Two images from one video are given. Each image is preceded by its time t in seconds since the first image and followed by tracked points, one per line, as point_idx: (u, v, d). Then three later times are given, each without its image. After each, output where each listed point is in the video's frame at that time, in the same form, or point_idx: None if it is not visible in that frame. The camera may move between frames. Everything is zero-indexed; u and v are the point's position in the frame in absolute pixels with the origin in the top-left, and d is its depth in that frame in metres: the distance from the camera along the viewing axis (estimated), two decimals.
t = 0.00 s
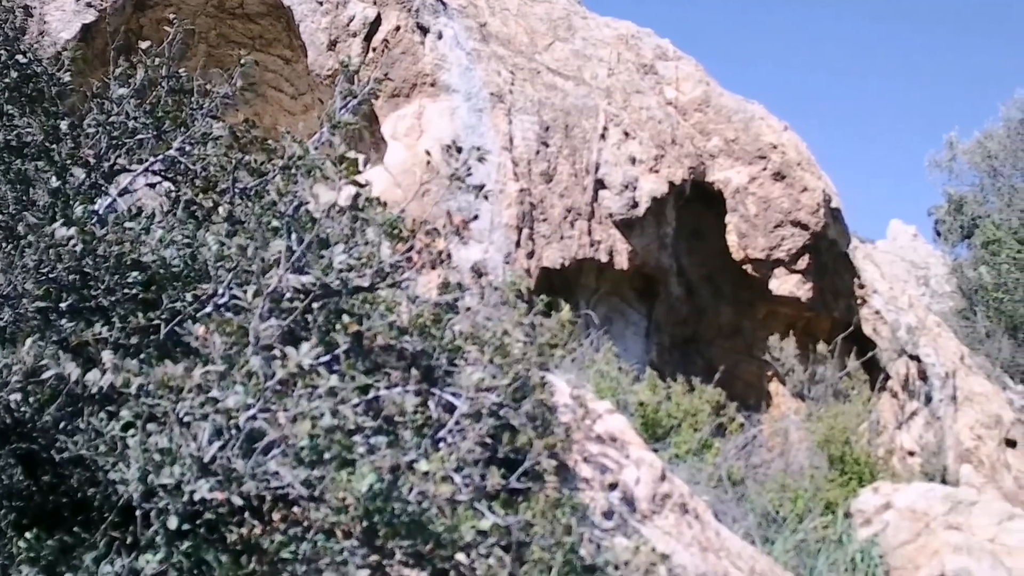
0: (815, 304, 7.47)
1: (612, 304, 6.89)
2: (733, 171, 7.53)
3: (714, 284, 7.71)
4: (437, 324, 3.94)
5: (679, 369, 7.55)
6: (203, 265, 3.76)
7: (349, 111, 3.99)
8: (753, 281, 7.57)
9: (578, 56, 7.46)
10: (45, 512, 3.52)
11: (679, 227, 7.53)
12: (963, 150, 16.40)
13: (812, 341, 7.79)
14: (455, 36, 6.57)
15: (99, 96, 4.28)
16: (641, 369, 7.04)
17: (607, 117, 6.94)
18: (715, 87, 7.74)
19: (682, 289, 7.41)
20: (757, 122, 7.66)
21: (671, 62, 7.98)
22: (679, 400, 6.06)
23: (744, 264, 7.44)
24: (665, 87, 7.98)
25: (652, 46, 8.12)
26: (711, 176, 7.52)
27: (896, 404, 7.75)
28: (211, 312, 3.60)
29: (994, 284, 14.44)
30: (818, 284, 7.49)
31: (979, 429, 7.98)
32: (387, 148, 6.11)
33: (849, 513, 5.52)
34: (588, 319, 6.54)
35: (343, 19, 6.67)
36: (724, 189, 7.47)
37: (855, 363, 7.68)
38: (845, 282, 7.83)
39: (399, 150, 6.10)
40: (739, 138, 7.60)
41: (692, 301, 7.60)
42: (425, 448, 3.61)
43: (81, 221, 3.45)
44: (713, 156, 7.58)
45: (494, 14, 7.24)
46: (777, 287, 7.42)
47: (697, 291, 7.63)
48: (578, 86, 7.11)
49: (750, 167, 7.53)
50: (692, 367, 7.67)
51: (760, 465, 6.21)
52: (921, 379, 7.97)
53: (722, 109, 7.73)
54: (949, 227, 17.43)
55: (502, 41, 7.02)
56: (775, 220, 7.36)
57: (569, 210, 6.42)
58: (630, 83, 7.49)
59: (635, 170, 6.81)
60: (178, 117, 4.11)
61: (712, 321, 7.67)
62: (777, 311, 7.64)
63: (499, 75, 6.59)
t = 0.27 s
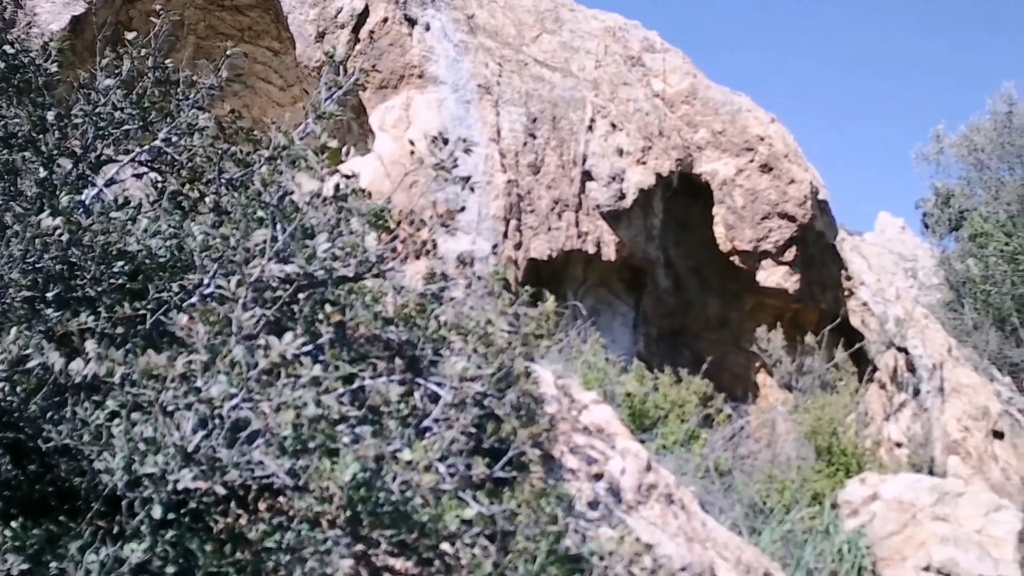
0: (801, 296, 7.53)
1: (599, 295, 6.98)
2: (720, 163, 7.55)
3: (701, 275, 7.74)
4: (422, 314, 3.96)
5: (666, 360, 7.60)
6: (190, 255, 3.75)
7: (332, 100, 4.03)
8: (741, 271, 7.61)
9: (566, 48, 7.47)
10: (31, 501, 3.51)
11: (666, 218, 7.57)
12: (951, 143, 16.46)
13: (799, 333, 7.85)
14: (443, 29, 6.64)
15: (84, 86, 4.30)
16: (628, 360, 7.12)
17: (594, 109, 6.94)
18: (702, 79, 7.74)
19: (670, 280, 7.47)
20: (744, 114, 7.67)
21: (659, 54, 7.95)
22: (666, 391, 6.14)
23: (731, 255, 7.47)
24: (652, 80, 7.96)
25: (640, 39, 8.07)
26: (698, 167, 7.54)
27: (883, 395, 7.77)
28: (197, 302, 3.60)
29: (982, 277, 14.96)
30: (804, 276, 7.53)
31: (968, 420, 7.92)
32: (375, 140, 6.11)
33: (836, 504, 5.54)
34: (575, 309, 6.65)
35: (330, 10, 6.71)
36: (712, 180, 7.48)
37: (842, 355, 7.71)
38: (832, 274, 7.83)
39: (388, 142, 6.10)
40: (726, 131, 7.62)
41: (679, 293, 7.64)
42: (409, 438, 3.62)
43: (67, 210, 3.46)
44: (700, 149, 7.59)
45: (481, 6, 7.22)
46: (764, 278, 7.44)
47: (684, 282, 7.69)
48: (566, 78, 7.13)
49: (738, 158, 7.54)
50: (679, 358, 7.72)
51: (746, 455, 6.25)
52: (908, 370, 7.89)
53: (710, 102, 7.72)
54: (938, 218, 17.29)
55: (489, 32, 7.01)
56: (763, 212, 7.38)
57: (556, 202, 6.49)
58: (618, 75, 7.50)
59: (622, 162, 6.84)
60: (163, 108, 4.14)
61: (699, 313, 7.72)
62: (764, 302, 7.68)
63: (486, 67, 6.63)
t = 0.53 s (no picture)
0: (789, 287, 7.55)
1: (587, 286, 6.97)
2: (708, 155, 7.59)
3: (689, 266, 7.75)
4: (407, 304, 3.99)
5: (654, 352, 7.62)
6: (176, 245, 3.77)
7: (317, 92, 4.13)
8: (730, 264, 7.61)
9: (554, 40, 7.49)
10: (18, 488, 3.52)
11: (654, 209, 7.58)
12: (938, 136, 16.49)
13: (787, 324, 7.87)
14: (431, 20, 6.65)
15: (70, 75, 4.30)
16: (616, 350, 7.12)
17: (582, 101, 7.00)
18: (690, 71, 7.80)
19: (658, 272, 7.48)
20: (730, 106, 7.72)
21: (646, 46, 8.01)
22: (654, 381, 6.19)
23: (719, 247, 7.50)
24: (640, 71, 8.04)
25: (627, 31, 8.14)
26: (685, 159, 7.57)
27: (871, 385, 7.78)
28: (184, 292, 3.62)
29: (970, 270, 15.03)
30: (791, 268, 7.56)
31: (955, 412, 7.63)
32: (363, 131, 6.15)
33: (824, 495, 5.57)
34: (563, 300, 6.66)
35: (319, 3, 6.80)
36: (699, 172, 7.52)
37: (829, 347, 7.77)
38: (820, 266, 7.87)
39: (376, 133, 6.14)
40: (714, 122, 7.65)
41: (668, 283, 7.63)
42: (394, 429, 3.64)
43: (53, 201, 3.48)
44: (688, 141, 7.64)
45: None
46: (752, 270, 7.46)
47: (672, 273, 7.68)
48: (554, 70, 7.17)
49: (725, 150, 7.58)
50: (667, 349, 7.74)
51: (734, 446, 6.24)
52: (895, 361, 7.77)
53: (697, 93, 7.78)
54: (925, 211, 17.29)
55: (477, 25, 7.05)
56: (750, 204, 7.41)
57: (543, 193, 6.50)
58: (605, 67, 7.53)
59: (609, 154, 6.87)
60: (149, 98, 4.16)
61: (687, 304, 7.73)
62: (751, 293, 7.70)
63: (474, 57, 6.64)
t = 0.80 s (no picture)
0: (778, 279, 7.58)
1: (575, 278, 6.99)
2: (698, 147, 7.61)
3: (679, 259, 7.77)
4: (394, 297, 4.02)
5: (643, 344, 7.64)
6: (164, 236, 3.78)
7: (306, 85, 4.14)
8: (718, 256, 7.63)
9: (543, 34, 7.52)
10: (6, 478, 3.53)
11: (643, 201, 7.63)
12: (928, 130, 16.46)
13: (775, 316, 7.87)
14: (420, 13, 6.76)
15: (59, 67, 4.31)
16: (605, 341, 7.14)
17: (571, 94, 7.00)
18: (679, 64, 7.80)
19: (646, 264, 7.49)
20: (721, 99, 7.73)
21: (636, 39, 8.03)
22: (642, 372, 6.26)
23: (708, 240, 7.51)
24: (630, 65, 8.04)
25: (617, 24, 8.11)
26: (675, 152, 7.60)
27: (860, 376, 7.79)
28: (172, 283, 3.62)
29: (959, 262, 15.08)
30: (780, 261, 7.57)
31: (944, 404, 7.48)
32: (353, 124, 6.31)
33: (812, 488, 5.61)
34: (552, 293, 6.66)
35: None
36: (688, 164, 7.54)
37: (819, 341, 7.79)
38: (810, 259, 7.90)
39: (365, 126, 6.28)
40: (703, 115, 7.68)
41: (656, 275, 7.66)
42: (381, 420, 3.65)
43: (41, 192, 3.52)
44: (677, 133, 7.65)
45: None
46: (741, 262, 7.51)
47: (662, 264, 7.70)
48: (543, 63, 7.20)
49: (714, 143, 7.61)
50: (656, 341, 7.75)
51: (723, 438, 6.28)
52: (884, 353, 7.75)
53: (686, 87, 7.79)
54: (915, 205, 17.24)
55: (467, 19, 7.14)
56: (740, 197, 7.44)
57: (532, 185, 6.52)
58: (595, 60, 7.54)
59: (599, 146, 6.87)
60: (138, 89, 4.18)
61: (676, 296, 7.74)
62: (741, 285, 7.71)
63: (463, 51, 6.72)
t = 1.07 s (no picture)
0: (765, 271, 7.62)
1: (562, 270, 7.11)
2: (685, 139, 7.64)
3: (666, 250, 7.83)
4: (380, 287, 4.07)
5: (630, 334, 7.70)
6: (150, 226, 3.80)
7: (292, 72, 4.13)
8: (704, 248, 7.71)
9: (531, 26, 7.54)
10: None
11: (632, 193, 7.70)
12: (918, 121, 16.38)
13: (763, 307, 7.93)
14: (408, 5, 6.80)
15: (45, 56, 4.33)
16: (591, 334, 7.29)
17: (559, 85, 7.01)
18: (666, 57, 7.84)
19: (631, 255, 7.54)
20: (707, 91, 7.75)
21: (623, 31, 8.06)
22: (629, 363, 6.34)
23: (695, 231, 7.56)
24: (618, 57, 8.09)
25: (604, 16, 8.14)
26: (663, 144, 7.62)
27: (847, 369, 7.83)
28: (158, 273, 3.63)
29: (947, 254, 15.09)
30: (767, 252, 7.60)
31: (932, 396, 7.41)
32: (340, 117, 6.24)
33: (800, 478, 5.57)
34: (539, 283, 6.78)
35: None
36: (675, 156, 7.57)
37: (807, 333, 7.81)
38: (798, 250, 7.92)
39: (353, 118, 6.23)
40: (690, 108, 7.70)
41: (642, 266, 7.72)
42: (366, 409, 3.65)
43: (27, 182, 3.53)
44: (665, 125, 7.68)
45: None
46: (728, 253, 7.53)
47: (648, 255, 7.76)
48: (531, 55, 7.22)
49: (702, 135, 7.64)
50: (643, 332, 7.80)
51: (709, 429, 6.37)
52: (872, 345, 7.76)
53: (674, 78, 7.81)
54: (903, 197, 17.14)
55: (455, 10, 7.15)
56: (726, 188, 7.46)
57: (519, 176, 6.57)
58: (583, 52, 7.56)
59: (586, 137, 6.90)
60: (125, 79, 4.23)
61: (662, 286, 7.79)
62: (728, 276, 7.75)
63: (451, 43, 6.76)
